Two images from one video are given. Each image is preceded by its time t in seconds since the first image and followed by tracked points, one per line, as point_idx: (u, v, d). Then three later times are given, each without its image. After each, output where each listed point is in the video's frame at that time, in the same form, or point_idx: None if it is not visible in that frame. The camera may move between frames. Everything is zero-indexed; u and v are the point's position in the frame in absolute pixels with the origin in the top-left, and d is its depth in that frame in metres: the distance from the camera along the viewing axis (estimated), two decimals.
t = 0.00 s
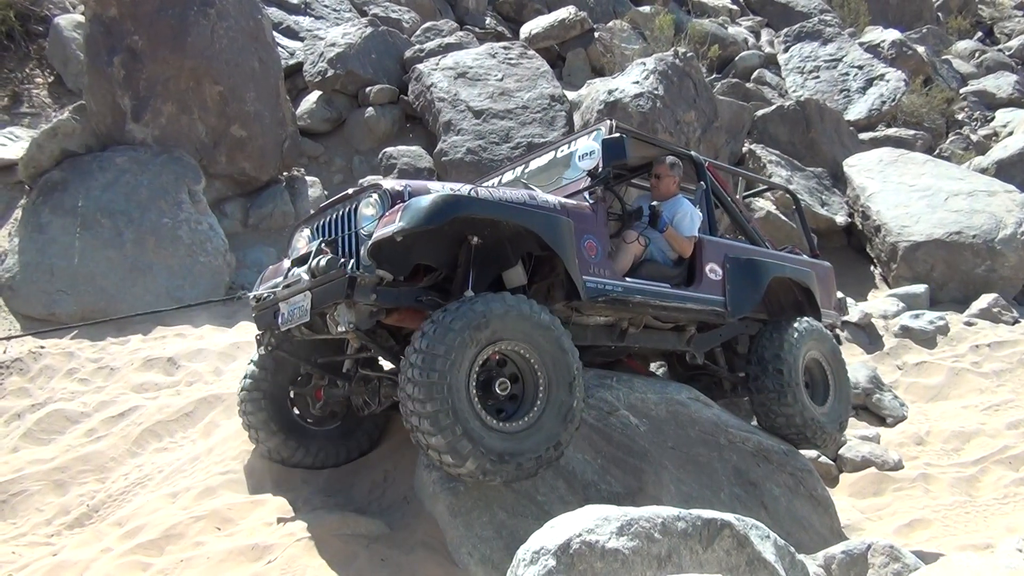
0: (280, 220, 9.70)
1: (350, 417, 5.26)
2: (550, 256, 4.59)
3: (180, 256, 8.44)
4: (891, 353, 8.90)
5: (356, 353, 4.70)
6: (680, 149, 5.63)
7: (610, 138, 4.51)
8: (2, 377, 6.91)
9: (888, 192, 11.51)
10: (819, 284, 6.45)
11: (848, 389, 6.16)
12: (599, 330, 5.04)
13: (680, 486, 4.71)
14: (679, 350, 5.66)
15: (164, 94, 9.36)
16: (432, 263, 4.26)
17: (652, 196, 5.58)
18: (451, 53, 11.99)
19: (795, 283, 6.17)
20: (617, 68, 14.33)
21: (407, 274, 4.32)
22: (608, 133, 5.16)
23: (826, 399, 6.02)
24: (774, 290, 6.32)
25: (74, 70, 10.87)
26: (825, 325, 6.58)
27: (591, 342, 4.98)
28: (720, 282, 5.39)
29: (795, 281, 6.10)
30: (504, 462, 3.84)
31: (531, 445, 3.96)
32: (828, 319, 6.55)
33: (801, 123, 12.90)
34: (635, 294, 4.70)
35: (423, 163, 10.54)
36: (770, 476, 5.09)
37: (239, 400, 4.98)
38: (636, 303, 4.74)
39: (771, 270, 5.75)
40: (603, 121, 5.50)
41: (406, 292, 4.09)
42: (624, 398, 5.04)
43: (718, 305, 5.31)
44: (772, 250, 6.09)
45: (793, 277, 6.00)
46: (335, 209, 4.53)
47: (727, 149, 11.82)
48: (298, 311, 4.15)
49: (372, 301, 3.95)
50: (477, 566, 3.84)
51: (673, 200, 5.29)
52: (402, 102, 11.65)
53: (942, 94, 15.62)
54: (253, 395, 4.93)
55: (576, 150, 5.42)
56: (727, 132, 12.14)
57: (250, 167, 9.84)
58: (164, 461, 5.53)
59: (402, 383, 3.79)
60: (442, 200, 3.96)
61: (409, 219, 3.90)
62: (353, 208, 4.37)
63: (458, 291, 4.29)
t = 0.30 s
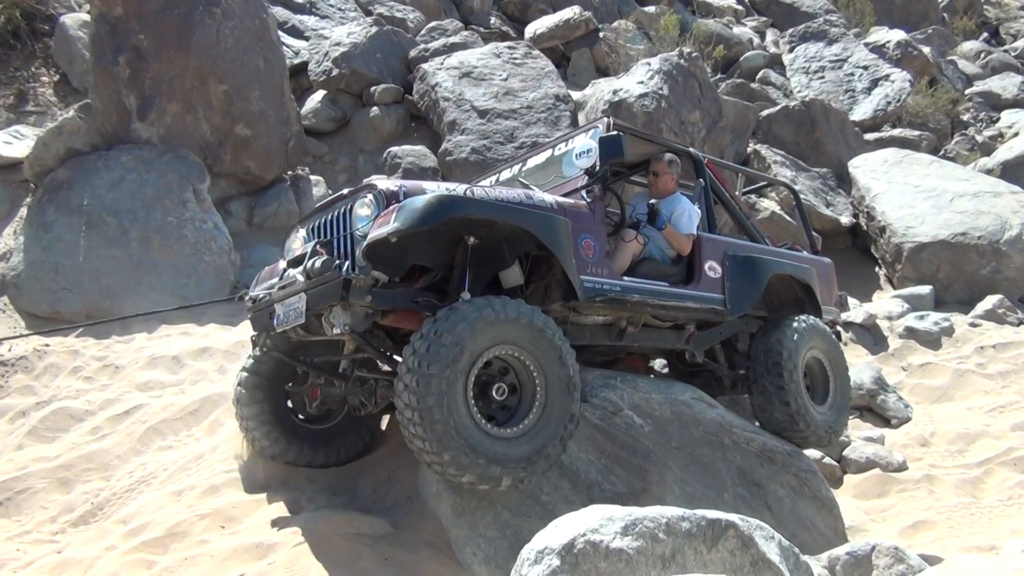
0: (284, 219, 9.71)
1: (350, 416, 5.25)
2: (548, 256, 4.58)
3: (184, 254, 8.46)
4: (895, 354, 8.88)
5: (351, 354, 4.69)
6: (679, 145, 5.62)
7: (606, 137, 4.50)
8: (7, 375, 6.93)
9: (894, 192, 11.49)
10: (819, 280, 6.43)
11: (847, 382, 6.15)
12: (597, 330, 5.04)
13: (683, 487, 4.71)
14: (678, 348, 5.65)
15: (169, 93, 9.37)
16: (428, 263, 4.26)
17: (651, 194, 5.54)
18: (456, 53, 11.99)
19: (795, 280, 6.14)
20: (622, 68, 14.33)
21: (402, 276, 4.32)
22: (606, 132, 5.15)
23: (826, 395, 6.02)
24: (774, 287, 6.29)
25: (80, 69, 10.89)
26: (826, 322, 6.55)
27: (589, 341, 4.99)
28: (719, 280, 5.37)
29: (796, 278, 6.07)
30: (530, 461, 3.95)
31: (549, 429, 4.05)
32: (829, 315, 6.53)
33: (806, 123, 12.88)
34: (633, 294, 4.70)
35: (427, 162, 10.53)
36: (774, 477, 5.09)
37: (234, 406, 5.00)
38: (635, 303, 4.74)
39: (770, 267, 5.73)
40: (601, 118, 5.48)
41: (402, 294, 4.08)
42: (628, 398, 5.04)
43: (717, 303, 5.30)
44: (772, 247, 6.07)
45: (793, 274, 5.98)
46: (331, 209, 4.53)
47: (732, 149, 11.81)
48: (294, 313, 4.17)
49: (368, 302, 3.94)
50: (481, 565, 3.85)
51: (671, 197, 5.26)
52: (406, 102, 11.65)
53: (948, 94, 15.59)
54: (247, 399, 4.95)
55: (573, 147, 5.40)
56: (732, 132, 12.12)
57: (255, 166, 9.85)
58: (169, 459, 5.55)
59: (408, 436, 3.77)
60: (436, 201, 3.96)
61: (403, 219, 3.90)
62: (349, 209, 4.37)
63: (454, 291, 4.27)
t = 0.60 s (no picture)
0: (291, 218, 9.72)
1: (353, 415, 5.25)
2: (547, 257, 4.58)
3: (191, 252, 8.48)
4: (902, 356, 8.86)
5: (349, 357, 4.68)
6: (674, 141, 5.64)
7: (604, 134, 4.49)
8: (14, 371, 6.95)
9: (901, 195, 11.46)
10: (820, 274, 6.42)
11: (847, 368, 6.11)
12: (597, 330, 5.03)
13: (688, 489, 4.71)
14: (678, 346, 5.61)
15: (176, 91, 9.39)
16: (427, 267, 4.25)
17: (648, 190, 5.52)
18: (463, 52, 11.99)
19: (796, 275, 6.11)
20: (629, 68, 14.32)
21: (401, 280, 4.31)
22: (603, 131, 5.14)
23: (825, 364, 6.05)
24: (775, 282, 6.26)
25: (88, 67, 10.92)
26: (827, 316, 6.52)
27: (590, 342, 4.98)
28: (719, 277, 5.36)
29: (796, 273, 6.04)
30: (564, 432, 4.10)
31: (563, 399, 4.12)
32: (830, 309, 6.50)
33: (813, 125, 12.86)
34: (632, 294, 4.69)
35: (434, 161, 10.53)
36: (780, 479, 5.08)
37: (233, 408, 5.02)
38: (635, 303, 4.73)
39: (771, 262, 5.71)
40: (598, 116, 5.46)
41: (400, 299, 4.08)
42: (634, 399, 5.04)
43: (718, 300, 5.28)
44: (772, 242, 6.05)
45: (794, 268, 5.94)
46: (327, 213, 4.52)
47: (739, 150, 11.79)
48: (291, 320, 4.18)
49: (365, 308, 3.94)
50: (486, 565, 3.85)
51: (668, 194, 5.26)
52: (413, 101, 11.65)
53: (955, 96, 15.54)
54: (245, 403, 4.95)
55: (571, 146, 5.39)
56: (739, 133, 12.11)
57: (262, 165, 9.87)
58: (175, 456, 5.56)
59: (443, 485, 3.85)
60: (432, 206, 3.94)
61: (401, 224, 3.87)
62: (345, 213, 4.36)
63: (453, 296, 4.27)
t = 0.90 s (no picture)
0: (298, 217, 9.74)
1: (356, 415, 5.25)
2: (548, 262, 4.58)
3: (198, 249, 8.51)
4: (909, 361, 8.83)
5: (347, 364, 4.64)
6: (677, 137, 5.61)
7: (610, 138, 4.47)
8: (22, 367, 6.98)
9: (909, 198, 11.42)
10: (825, 271, 6.37)
11: (847, 355, 6.03)
12: (600, 332, 5.01)
13: (694, 492, 4.70)
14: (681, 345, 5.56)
15: (186, 89, 9.41)
16: (426, 273, 4.24)
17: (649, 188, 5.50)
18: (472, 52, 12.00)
19: (800, 273, 6.05)
20: (637, 69, 14.32)
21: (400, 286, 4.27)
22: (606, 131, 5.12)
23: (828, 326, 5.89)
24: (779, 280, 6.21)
25: (98, 64, 10.95)
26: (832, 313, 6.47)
27: (592, 344, 4.95)
28: (723, 277, 5.33)
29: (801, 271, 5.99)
30: (561, 392, 4.07)
31: (551, 381, 4.05)
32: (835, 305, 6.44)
33: (822, 128, 12.84)
34: (635, 298, 4.67)
35: (441, 161, 10.53)
36: (785, 482, 5.06)
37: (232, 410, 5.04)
38: (638, 306, 4.71)
39: (774, 261, 5.68)
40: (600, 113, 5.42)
41: (399, 306, 4.07)
42: (640, 401, 5.04)
43: (721, 301, 5.26)
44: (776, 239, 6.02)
45: (799, 267, 5.89)
46: (325, 218, 4.50)
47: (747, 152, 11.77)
48: (290, 328, 4.12)
49: (365, 317, 3.92)
50: (490, 565, 3.85)
51: (671, 191, 5.24)
52: (421, 101, 11.66)
53: (965, 100, 15.49)
54: (242, 406, 4.96)
55: (573, 144, 5.36)
56: (747, 136, 12.09)
57: (270, 163, 9.89)
58: (181, 453, 5.58)
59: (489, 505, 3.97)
60: (431, 216, 3.92)
61: (401, 235, 3.84)
62: (344, 219, 4.34)
63: (452, 304, 4.24)
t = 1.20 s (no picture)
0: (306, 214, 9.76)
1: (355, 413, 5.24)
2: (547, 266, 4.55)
3: (206, 247, 8.54)
4: (916, 364, 8.80)
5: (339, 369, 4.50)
6: (684, 134, 5.60)
7: (611, 138, 4.43)
8: (30, 362, 7.01)
9: (918, 202, 11.39)
10: (833, 270, 6.34)
11: (847, 344, 5.96)
12: (600, 334, 5.02)
13: (700, 493, 4.70)
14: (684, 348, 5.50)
15: (195, 87, 9.44)
16: (422, 278, 4.10)
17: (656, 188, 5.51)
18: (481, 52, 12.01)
19: (807, 275, 6.02)
20: (646, 70, 14.30)
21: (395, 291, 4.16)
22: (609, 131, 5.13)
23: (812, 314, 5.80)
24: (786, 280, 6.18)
25: (108, 61, 10.99)
26: (840, 313, 6.43)
27: (591, 346, 4.98)
28: (727, 279, 5.31)
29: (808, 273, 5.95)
30: (531, 365, 3.96)
31: (530, 376, 3.96)
32: (843, 305, 6.41)
33: (830, 130, 12.80)
34: (635, 303, 4.67)
35: (449, 161, 10.54)
36: (791, 485, 5.05)
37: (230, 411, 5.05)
38: (638, 312, 4.70)
39: (782, 262, 5.65)
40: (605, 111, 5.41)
41: (394, 311, 4.03)
42: (646, 402, 5.05)
43: (725, 304, 5.24)
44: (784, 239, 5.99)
45: (806, 269, 5.86)
46: (321, 219, 4.44)
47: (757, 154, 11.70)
48: (282, 331, 4.14)
49: (358, 323, 3.92)
50: (495, 565, 3.85)
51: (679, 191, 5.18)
52: (430, 101, 11.67)
53: (974, 103, 15.43)
54: (240, 408, 4.96)
55: (578, 142, 5.35)
56: (756, 138, 12.06)
57: (278, 161, 9.91)
58: (187, 450, 5.60)
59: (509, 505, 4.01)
60: (424, 223, 3.92)
61: (393, 242, 3.84)
62: (340, 221, 4.28)
63: (448, 309, 4.20)
